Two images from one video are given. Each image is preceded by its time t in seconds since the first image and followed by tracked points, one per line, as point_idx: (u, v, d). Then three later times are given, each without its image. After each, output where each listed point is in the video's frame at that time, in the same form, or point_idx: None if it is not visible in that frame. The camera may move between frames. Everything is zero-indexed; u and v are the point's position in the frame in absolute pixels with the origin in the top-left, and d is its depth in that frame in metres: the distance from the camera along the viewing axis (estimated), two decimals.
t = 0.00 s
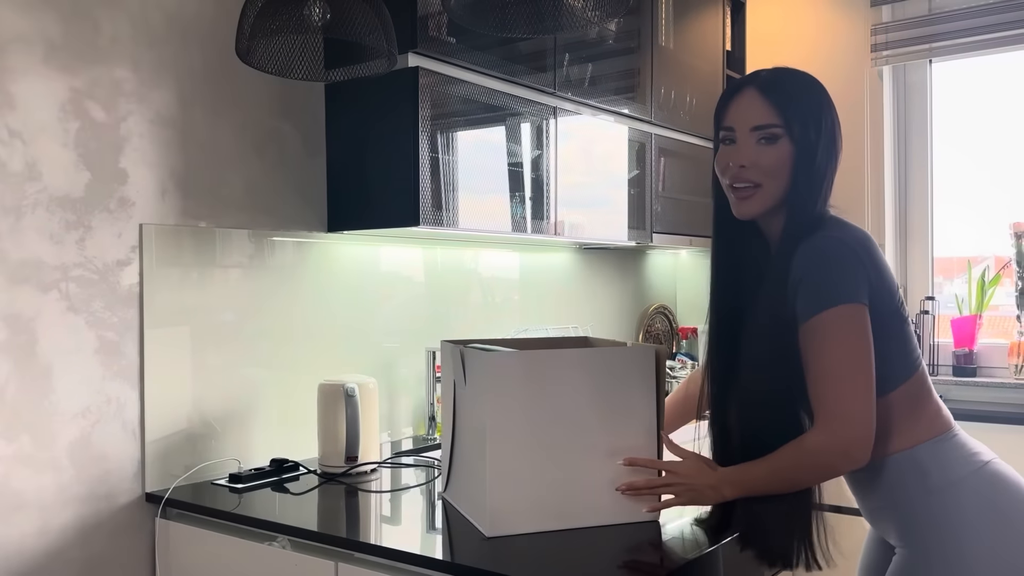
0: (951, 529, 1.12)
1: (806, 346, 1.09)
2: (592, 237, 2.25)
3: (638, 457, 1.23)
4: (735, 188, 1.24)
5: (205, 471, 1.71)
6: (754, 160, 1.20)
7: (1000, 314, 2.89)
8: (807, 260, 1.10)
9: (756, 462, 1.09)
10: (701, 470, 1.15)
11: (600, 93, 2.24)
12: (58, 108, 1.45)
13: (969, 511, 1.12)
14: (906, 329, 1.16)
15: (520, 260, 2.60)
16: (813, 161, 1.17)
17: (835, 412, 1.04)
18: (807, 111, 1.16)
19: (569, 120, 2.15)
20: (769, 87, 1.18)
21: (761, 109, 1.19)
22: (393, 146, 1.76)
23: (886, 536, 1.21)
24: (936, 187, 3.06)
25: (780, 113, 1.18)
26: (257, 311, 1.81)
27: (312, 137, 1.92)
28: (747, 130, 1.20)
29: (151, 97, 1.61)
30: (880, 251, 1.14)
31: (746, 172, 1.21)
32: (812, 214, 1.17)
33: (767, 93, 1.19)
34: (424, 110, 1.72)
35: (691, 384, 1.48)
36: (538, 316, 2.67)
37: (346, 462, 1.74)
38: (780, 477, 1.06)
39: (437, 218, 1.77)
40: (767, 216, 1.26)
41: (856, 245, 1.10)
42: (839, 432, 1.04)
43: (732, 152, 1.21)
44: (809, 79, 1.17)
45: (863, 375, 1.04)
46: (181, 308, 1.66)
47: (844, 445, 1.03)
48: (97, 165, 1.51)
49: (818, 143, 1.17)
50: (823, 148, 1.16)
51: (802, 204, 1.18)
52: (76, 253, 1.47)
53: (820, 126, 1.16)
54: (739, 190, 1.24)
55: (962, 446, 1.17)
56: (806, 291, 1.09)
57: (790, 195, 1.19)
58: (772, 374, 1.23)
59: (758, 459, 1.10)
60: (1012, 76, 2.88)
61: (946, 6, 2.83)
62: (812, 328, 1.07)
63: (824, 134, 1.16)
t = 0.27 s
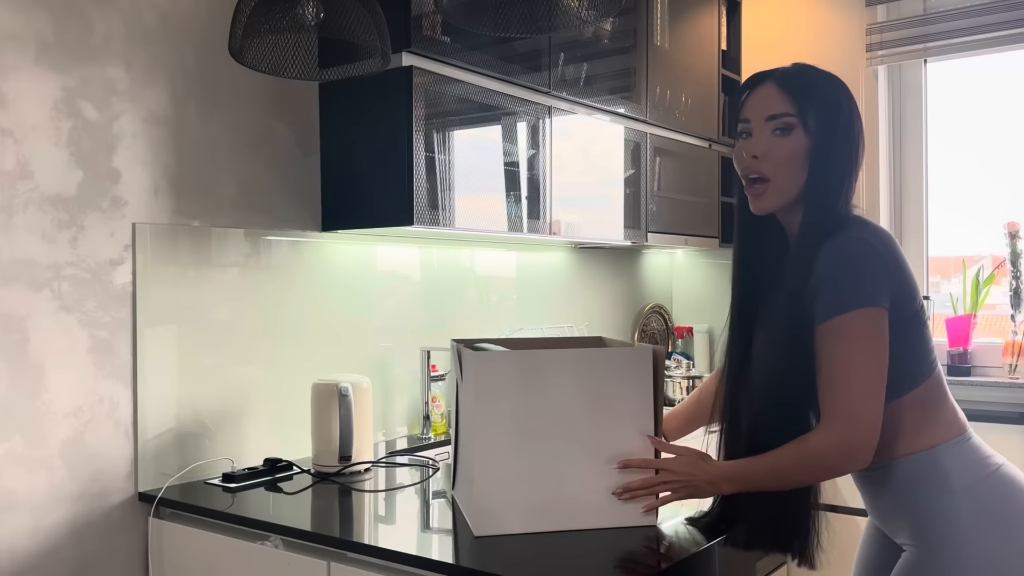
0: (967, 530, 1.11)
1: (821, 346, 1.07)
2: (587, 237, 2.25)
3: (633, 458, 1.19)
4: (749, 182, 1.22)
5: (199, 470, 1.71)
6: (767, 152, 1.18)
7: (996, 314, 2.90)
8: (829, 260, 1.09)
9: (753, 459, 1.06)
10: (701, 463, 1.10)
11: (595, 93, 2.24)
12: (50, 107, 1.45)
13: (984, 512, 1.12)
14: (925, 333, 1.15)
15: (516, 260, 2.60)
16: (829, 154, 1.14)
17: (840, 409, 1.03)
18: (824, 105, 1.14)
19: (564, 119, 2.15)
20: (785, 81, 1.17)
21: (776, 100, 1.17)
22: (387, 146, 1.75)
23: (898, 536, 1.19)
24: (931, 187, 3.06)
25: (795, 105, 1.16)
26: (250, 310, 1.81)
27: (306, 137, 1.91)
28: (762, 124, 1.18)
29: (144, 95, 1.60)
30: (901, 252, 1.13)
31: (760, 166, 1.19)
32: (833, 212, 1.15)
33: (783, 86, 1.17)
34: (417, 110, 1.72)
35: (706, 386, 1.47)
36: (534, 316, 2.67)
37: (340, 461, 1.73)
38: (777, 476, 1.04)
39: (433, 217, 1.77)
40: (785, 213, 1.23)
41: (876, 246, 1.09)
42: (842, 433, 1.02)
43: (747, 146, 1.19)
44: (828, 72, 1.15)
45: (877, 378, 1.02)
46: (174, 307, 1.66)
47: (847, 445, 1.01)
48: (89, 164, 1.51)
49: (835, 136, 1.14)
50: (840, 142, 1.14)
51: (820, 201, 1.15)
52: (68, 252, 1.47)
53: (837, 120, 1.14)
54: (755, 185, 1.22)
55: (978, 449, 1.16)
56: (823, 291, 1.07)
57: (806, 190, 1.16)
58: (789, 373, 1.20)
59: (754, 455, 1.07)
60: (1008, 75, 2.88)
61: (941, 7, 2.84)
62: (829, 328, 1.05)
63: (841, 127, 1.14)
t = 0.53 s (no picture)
0: (970, 529, 1.12)
1: (840, 347, 1.08)
2: (585, 235, 2.25)
3: (633, 458, 1.15)
4: (767, 191, 1.20)
5: (196, 468, 1.71)
6: (784, 162, 1.16)
7: (994, 312, 2.90)
8: (849, 259, 1.08)
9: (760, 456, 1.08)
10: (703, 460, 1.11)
11: (592, 91, 2.24)
12: (45, 104, 1.45)
13: (989, 512, 1.12)
14: (943, 336, 1.15)
15: (514, 258, 2.60)
16: (845, 158, 1.11)
17: (857, 412, 1.04)
18: (838, 107, 1.11)
19: (561, 117, 2.14)
20: (796, 84, 1.14)
21: (786, 108, 1.15)
22: (384, 144, 1.75)
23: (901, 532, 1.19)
24: (929, 185, 3.06)
25: (806, 110, 1.13)
26: (247, 308, 1.80)
27: (302, 134, 1.91)
28: (776, 132, 1.16)
29: (140, 93, 1.60)
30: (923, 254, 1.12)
31: (777, 174, 1.18)
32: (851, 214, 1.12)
33: (795, 90, 1.14)
34: (414, 107, 1.71)
35: (736, 383, 1.41)
36: (531, 314, 2.67)
37: (336, 459, 1.73)
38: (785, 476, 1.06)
39: (430, 215, 1.77)
40: (805, 217, 1.20)
41: (899, 248, 1.08)
42: (858, 435, 1.03)
43: (762, 154, 1.17)
44: (841, 72, 1.12)
45: (892, 382, 1.04)
46: (170, 305, 1.65)
47: (864, 448, 1.03)
48: (85, 161, 1.50)
49: (851, 139, 1.11)
50: (857, 144, 1.10)
51: (839, 205, 1.12)
52: (64, 249, 1.47)
53: (852, 122, 1.10)
54: (773, 193, 1.20)
55: (986, 448, 1.16)
56: (842, 293, 1.08)
57: (824, 195, 1.15)
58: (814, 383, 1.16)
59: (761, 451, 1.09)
60: (1006, 73, 2.88)
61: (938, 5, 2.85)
62: (847, 331, 1.06)
63: (856, 129, 1.10)
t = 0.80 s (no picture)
0: (971, 529, 1.12)
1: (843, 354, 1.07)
2: (583, 233, 2.25)
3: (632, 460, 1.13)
4: (768, 191, 1.20)
5: (193, 466, 1.71)
6: (783, 162, 1.16)
7: (991, 310, 2.91)
8: (855, 266, 1.08)
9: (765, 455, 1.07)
10: (705, 460, 1.10)
11: (591, 89, 2.24)
12: (42, 101, 1.45)
13: (990, 512, 1.12)
14: (942, 339, 1.14)
15: (512, 256, 2.60)
16: (842, 159, 1.12)
17: (863, 420, 1.03)
18: (834, 109, 1.11)
19: (559, 115, 2.14)
20: (794, 86, 1.13)
21: (784, 109, 1.15)
22: (381, 142, 1.75)
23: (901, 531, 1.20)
24: (926, 183, 3.07)
25: (803, 111, 1.13)
26: (244, 306, 1.80)
27: (299, 132, 1.91)
28: (773, 133, 1.16)
29: (137, 90, 1.60)
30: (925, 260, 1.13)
31: (775, 175, 1.18)
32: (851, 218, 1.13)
33: (794, 92, 1.13)
34: (412, 105, 1.71)
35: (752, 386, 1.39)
36: (529, 312, 2.68)
37: (334, 457, 1.73)
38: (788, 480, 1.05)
39: (428, 213, 1.77)
40: (805, 216, 1.21)
41: (901, 255, 1.08)
42: (863, 442, 1.03)
43: (761, 155, 1.18)
44: (838, 74, 1.11)
45: (896, 391, 1.03)
46: (167, 303, 1.65)
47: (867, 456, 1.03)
48: (82, 159, 1.50)
49: (846, 140, 1.11)
50: (853, 145, 1.11)
51: (839, 206, 1.14)
52: (61, 247, 1.47)
53: (847, 120, 1.11)
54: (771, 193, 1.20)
55: (987, 450, 1.16)
56: (848, 299, 1.07)
57: (823, 197, 1.15)
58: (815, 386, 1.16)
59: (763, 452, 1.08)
60: (1003, 72, 2.88)
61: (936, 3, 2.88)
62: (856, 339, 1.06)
63: (852, 131, 1.11)
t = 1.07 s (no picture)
0: (965, 527, 1.12)
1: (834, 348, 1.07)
2: (581, 231, 2.25)
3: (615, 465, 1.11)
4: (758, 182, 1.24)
5: (191, 463, 1.71)
6: (765, 153, 1.20)
7: (989, 308, 2.92)
8: (848, 264, 1.09)
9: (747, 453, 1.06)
10: (684, 455, 1.09)
11: (589, 87, 2.23)
12: (39, 98, 1.44)
13: (984, 509, 1.12)
14: (937, 338, 1.15)
15: (509, 254, 2.60)
16: (818, 148, 1.13)
17: (853, 415, 1.03)
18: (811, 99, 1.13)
19: (556, 112, 2.14)
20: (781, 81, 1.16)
21: (768, 104, 1.19)
22: (379, 140, 1.75)
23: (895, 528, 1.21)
24: (924, 181, 3.07)
25: (784, 104, 1.16)
26: (242, 303, 1.80)
27: (297, 129, 1.91)
28: (758, 125, 1.21)
29: (134, 88, 1.60)
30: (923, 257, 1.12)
31: (760, 166, 1.21)
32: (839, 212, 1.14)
33: (774, 85, 1.17)
34: (409, 102, 1.71)
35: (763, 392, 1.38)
36: (527, 310, 2.67)
37: (331, 455, 1.73)
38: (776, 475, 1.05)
39: (426, 211, 1.77)
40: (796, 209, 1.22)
41: (897, 254, 1.08)
42: (852, 436, 1.03)
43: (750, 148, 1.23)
44: (819, 64, 1.14)
45: (887, 387, 1.03)
46: (164, 301, 1.65)
47: (855, 451, 1.03)
48: (79, 157, 1.50)
49: (822, 129, 1.12)
50: (830, 135, 1.12)
51: (829, 201, 1.14)
52: (58, 244, 1.47)
53: (827, 112, 1.12)
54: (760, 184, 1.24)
55: (981, 446, 1.16)
56: (842, 294, 1.07)
57: (805, 188, 1.15)
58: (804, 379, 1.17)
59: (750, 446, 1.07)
60: (1001, 70, 2.88)
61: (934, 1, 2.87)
62: (847, 333, 1.06)
63: (826, 120, 1.12)
